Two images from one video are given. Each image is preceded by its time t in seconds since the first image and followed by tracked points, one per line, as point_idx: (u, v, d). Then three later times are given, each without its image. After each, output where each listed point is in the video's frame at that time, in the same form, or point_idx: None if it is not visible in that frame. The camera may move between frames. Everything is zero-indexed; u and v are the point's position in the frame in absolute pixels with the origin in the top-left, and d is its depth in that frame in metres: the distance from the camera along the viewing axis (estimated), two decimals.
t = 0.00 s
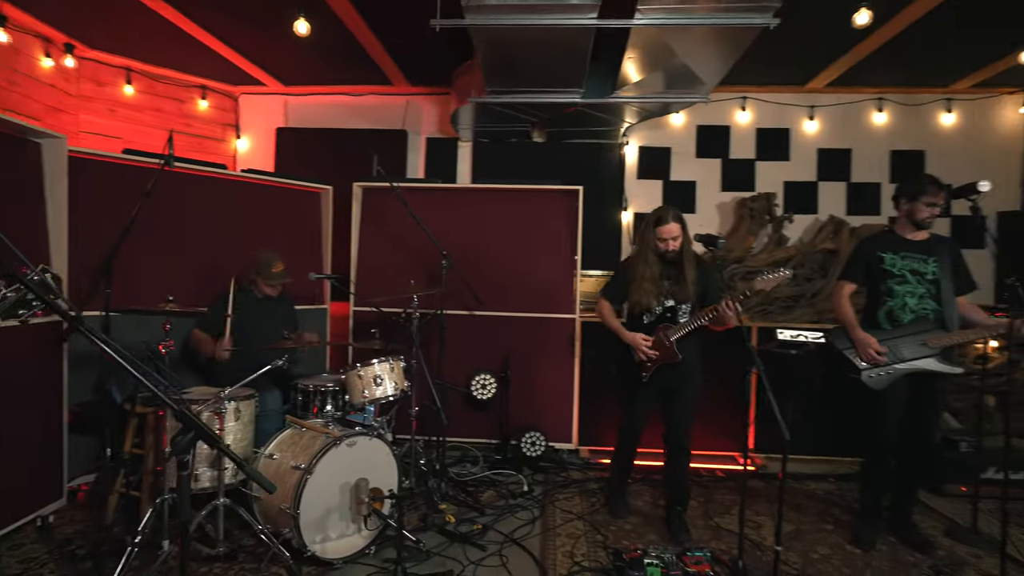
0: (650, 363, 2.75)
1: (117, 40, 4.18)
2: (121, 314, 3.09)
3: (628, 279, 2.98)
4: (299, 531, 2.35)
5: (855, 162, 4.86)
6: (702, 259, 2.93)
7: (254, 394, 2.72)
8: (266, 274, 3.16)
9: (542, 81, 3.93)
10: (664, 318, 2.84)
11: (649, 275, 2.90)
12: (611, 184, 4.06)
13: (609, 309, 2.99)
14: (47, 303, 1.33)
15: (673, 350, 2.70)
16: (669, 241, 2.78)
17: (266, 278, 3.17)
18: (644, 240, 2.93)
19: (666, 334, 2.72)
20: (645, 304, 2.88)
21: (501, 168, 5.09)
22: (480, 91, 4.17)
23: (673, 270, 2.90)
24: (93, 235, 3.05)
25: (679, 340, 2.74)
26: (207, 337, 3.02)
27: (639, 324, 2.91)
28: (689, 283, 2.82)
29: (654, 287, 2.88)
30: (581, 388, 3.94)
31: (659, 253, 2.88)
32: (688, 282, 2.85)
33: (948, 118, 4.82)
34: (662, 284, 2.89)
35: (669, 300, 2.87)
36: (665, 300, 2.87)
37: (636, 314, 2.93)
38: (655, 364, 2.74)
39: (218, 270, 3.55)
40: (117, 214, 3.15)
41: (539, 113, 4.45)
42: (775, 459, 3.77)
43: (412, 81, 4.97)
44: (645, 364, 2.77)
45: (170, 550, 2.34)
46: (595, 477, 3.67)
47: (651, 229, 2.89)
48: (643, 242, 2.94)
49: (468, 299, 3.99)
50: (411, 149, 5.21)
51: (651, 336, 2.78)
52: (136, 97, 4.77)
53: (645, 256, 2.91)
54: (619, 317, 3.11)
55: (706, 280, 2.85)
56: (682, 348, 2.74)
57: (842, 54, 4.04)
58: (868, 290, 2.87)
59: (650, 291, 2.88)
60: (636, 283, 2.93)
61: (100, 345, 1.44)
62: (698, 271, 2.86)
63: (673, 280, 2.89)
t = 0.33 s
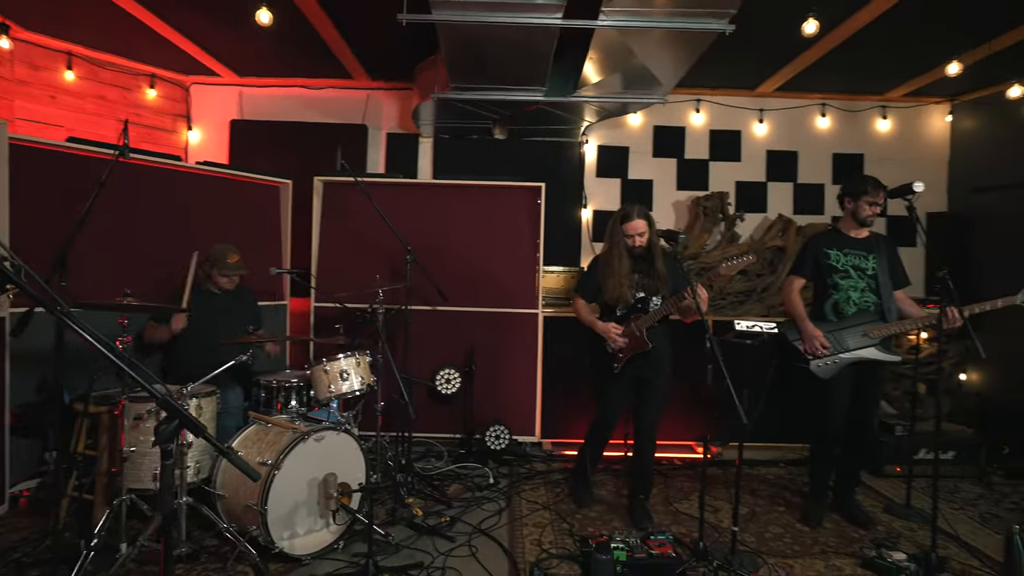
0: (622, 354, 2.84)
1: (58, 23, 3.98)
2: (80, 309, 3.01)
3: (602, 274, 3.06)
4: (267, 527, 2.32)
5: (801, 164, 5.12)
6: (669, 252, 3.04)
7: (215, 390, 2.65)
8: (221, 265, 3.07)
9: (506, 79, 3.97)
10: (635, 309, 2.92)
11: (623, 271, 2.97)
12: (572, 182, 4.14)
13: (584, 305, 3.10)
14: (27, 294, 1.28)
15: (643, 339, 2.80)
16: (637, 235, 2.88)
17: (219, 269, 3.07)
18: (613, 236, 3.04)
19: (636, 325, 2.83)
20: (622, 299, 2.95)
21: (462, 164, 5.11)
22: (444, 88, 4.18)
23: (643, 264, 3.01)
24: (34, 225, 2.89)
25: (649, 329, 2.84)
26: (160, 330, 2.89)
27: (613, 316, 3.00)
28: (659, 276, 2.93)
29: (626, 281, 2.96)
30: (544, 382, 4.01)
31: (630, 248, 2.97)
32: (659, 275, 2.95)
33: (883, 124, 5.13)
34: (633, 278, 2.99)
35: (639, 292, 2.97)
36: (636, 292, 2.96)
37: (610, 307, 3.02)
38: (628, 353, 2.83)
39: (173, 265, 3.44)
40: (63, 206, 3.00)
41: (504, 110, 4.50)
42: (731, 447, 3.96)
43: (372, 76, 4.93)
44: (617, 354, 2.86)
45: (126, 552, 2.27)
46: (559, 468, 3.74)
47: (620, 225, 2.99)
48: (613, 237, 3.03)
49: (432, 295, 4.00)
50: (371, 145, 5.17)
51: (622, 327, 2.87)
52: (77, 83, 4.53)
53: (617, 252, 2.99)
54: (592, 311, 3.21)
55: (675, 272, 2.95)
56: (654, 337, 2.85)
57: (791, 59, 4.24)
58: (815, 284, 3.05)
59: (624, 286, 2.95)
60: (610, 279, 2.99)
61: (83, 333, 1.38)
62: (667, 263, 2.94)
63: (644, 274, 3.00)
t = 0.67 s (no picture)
0: (596, 346, 2.88)
1: (15, 5, 3.80)
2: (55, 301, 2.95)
3: (575, 270, 3.05)
4: (242, 523, 2.28)
5: (769, 163, 5.24)
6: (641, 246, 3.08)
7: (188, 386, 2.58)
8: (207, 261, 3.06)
9: (483, 73, 3.97)
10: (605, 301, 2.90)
11: (594, 266, 2.99)
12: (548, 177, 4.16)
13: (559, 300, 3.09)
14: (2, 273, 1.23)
15: (616, 331, 2.83)
16: (609, 231, 2.91)
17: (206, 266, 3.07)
18: (586, 231, 3.05)
19: (609, 317, 2.85)
20: (593, 294, 2.97)
21: (435, 160, 5.08)
22: (419, 81, 4.16)
23: (615, 259, 3.04)
24: None
25: (622, 321, 2.87)
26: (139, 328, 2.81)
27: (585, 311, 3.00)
28: (630, 270, 2.95)
29: (597, 276, 2.98)
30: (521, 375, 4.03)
31: (602, 243, 2.98)
32: (632, 269, 2.97)
33: (847, 124, 5.29)
34: (604, 272, 3.01)
35: (611, 286, 2.99)
36: (609, 287, 2.97)
37: (583, 302, 3.02)
38: (600, 346, 2.87)
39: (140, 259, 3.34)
40: (22, 196, 2.87)
41: (479, 105, 4.49)
42: (705, 439, 4.04)
43: (346, 68, 4.87)
44: (591, 348, 2.90)
45: (95, 552, 2.20)
46: (535, 462, 3.76)
47: (593, 220, 3.01)
48: (585, 232, 3.04)
49: (407, 289, 3.97)
50: (344, 139, 5.11)
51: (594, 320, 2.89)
52: (32, 70, 4.33)
53: (589, 247, 3.00)
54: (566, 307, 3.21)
55: (646, 266, 3.01)
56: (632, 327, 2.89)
57: (762, 58, 4.34)
58: (785, 276, 3.14)
59: (596, 281, 2.97)
60: (583, 274, 3.01)
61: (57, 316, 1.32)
62: (639, 257, 2.99)
63: (615, 270, 3.03)
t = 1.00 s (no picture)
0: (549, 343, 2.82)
1: None
2: None
3: (529, 265, 3.00)
4: (195, 527, 2.15)
5: (736, 159, 5.29)
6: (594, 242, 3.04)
7: (135, 385, 2.43)
8: (157, 252, 2.89)
9: (451, 62, 3.87)
10: (560, 298, 2.90)
11: (549, 261, 2.94)
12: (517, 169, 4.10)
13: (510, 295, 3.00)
14: None
15: (570, 327, 2.78)
16: (562, 225, 2.85)
17: (159, 260, 2.91)
18: (540, 224, 2.97)
19: (563, 313, 2.80)
20: (548, 289, 2.93)
21: (401, 152, 4.97)
22: (385, 70, 4.04)
23: (568, 254, 2.97)
24: None
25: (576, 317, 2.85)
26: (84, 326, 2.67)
27: (537, 306, 2.95)
28: (582, 266, 2.91)
29: (550, 271, 2.93)
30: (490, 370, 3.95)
31: (556, 236, 2.92)
32: (583, 265, 2.94)
33: (810, 122, 5.37)
34: (557, 267, 2.94)
35: (565, 282, 2.95)
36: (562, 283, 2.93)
37: (536, 296, 2.96)
38: (553, 343, 2.81)
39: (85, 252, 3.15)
40: None
41: (446, 95, 4.39)
42: (675, 433, 4.04)
43: (309, 56, 4.71)
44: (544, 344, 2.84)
45: (29, 563, 2.05)
46: (503, 458, 3.70)
47: (547, 213, 2.93)
48: (539, 225, 2.97)
49: (372, 283, 3.86)
50: (307, 130, 4.95)
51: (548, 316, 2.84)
52: None
53: (543, 240, 2.93)
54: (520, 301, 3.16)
55: (600, 262, 2.96)
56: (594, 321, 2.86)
57: (730, 53, 4.36)
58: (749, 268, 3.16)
59: (549, 277, 2.92)
60: (537, 269, 2.95)
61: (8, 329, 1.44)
62: (591, 253, 2.95)
63: (568, 265, 2.97)
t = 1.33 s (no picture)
0: (491, 338, 2.81)
1: None
2: None
3: (463, 259, 2.95)
4: (116, 546, 1.97)
5: (698, 155, 5.27)
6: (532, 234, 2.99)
7: (53, 391, 2.22)
8: (82, 244, 2.68)
9: (408, 50, 3.72)
10: (502, 293, 2.82)
11: (485, 255, 2.87)
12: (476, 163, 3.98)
13: (447, 290, 2.96)
14: None
15: (513, 323, 2.77)
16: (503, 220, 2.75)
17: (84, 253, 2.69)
18: (478, 217, 2.88)
19: (505, 308, 2.76)
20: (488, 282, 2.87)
21: (357, 144, 4.79)
22: (338, 57, 3.86)
23: (505, 248, 2.91)
24: None
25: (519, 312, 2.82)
26: None
27: (476, 301, 2.90)
28: (519, 261, 2.85)
29: (485, 265, 2.86)
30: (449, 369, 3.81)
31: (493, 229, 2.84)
32: (520, 258, 2.88)
33: (772, 120, 5.39)
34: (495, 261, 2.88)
35: (505, 276, 2.89)
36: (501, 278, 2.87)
37: (474, 291, 2.91)
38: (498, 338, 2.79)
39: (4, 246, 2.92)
40: None
41: (403, 86, 4.24)
42: (637, 431, 3.98)
43: (260, 44, 4.50)
44: (486, 339, 2.83)
45: None
46: (461, 461, 3.57)
47: (483, 207, 2.85)
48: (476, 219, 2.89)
49: (323, 281, 3.69)
50: (260, 121, 4.73)
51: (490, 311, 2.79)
52: None
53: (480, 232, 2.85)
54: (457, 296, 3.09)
55: (536, 257, 2.92)
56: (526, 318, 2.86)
57: (692, 47, 4.32)
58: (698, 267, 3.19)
59: (486, 270, 2.86)
60: (472, 262, 2.88)
61: None
62: (529, 246, 2.90)
63: (506, 258, 2.91)
